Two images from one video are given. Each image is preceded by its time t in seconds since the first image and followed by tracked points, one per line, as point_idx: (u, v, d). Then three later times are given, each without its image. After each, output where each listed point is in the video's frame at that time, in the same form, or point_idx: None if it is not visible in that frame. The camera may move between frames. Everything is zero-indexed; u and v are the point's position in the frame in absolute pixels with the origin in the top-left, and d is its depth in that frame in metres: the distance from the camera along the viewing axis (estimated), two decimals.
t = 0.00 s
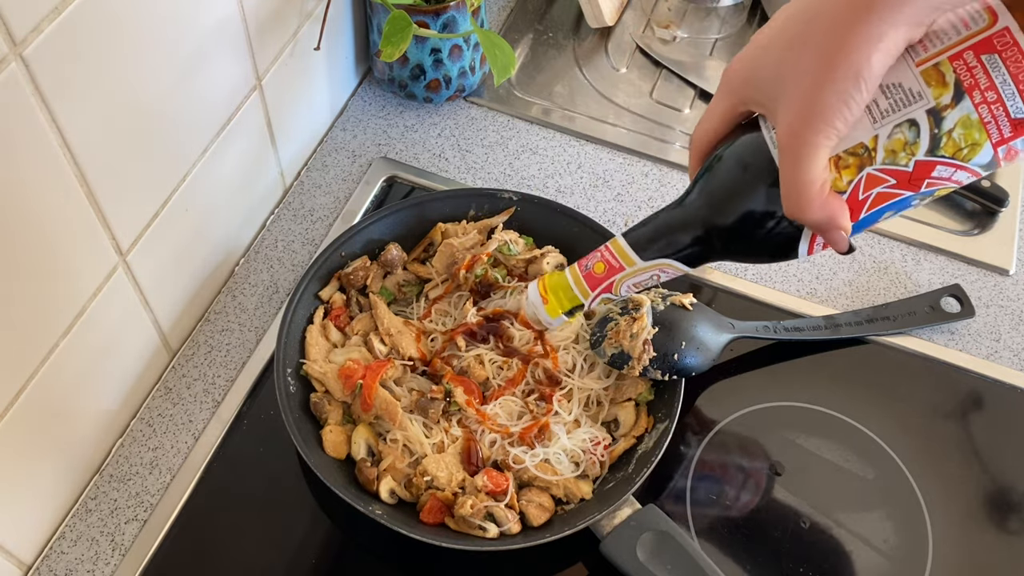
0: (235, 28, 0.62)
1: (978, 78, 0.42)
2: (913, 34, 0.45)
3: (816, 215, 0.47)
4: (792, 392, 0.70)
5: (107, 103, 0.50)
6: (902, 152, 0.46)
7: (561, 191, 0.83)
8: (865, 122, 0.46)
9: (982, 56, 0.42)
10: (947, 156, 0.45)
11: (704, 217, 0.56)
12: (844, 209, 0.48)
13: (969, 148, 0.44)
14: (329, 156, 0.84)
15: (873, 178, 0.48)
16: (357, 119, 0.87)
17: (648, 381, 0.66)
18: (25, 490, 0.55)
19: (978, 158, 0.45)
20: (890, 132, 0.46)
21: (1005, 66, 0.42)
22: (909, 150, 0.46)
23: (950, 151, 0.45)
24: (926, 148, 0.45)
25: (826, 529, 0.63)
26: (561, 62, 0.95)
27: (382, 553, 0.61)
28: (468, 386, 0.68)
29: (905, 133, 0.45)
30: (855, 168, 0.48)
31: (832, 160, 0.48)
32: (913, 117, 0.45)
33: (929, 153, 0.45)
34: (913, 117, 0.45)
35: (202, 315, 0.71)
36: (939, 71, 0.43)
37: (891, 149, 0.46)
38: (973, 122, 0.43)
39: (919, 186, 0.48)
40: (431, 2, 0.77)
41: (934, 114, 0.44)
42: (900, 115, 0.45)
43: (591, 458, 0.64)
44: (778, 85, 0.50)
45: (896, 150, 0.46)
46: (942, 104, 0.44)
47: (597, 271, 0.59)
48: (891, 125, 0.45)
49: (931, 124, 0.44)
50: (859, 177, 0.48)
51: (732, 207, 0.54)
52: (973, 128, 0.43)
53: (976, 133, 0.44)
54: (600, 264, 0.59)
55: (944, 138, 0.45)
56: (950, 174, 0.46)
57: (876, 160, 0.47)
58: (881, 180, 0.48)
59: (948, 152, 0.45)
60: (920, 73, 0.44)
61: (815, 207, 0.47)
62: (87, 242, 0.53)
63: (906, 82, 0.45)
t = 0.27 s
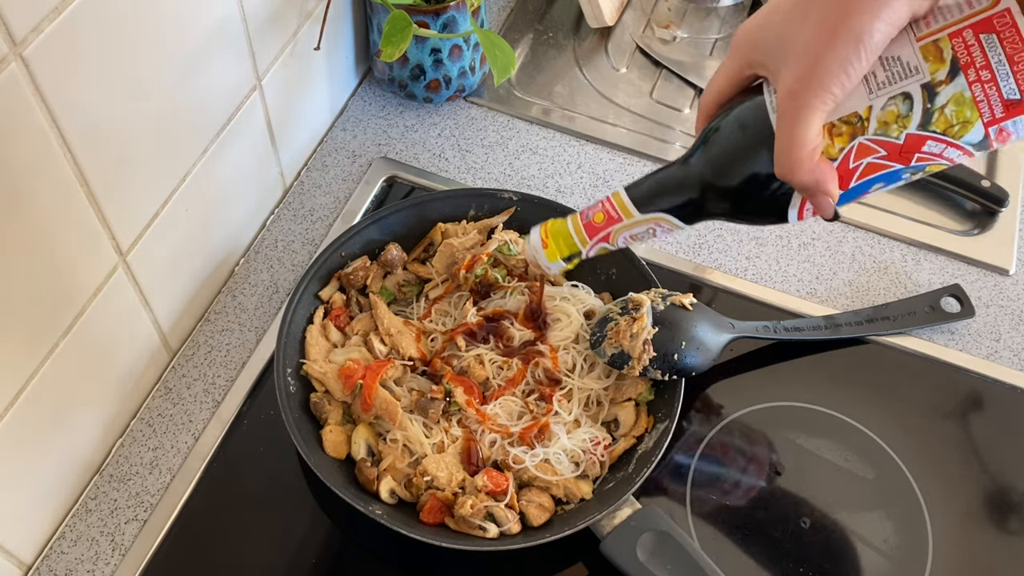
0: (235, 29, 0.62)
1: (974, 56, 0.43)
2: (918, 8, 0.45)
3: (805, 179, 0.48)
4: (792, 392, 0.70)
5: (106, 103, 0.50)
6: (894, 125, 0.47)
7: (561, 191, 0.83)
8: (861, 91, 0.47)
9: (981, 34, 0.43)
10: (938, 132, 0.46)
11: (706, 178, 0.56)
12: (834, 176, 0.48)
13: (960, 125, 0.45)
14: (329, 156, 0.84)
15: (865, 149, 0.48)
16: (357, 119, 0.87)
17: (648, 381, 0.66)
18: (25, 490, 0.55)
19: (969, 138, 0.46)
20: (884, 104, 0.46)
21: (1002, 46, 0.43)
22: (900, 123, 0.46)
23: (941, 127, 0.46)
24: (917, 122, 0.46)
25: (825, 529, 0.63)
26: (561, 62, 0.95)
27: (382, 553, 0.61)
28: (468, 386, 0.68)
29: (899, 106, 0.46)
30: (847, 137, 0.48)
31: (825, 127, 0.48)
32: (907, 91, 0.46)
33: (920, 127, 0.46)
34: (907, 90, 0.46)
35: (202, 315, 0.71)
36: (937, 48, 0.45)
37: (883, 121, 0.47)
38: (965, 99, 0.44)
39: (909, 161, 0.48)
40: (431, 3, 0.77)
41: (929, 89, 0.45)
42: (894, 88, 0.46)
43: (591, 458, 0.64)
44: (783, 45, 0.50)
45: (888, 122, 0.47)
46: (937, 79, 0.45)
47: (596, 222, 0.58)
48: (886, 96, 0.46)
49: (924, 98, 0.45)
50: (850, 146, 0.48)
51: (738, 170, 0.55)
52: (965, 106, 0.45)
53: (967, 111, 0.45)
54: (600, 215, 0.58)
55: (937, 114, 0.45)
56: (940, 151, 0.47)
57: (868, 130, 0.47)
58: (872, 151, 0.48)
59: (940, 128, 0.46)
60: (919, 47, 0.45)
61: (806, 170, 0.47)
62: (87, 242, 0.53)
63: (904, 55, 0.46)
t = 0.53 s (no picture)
0: (235, 28, 0.62)
1: (965, 67, 0.48)
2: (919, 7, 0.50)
3: (790, 146, 0.48)
4: (792, 392, 0.70)
5: (106, 103, 0.50)
6: (880, 117, 0.50)
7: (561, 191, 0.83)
8: (855, 77, 0.49)
9: (974, 49, 0.49)
10: (915, 133, 0.50)
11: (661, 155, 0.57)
12: (813, 155, 0.49)
13: (936, 132, 0.50)
14: (329, 156, 0.84)
15: (846, 134, 0.50)
16: (357, 119, 0.87)
17: (648, 381, 0.66)
18: (25, 490, 0.55)
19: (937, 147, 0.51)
20: (875, 94, 0.49)
21: (991, 63, 0.48)
22: (886, 116, 0.50)
23: (920, 129, 0.50)
24: (901, 119, 0.50)
25: (825, 528, 0.63)
26: (561, 62, 0.95)
27: (382, 554, 0.61)
28: (468, 386, 0.68)
29: (888, 100, 0.49)
30: (834, 118, 0.50)
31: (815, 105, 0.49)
32: (900, 86, 0.49)
33: (903, 124, 0.50)
34: (899, 86, 0.49)
35: (202, 315, 0.71)
36: (932, 53, 0.49)
37: (871, 110, 0.49)
38: (949, 107, 0.49)
39: (880, 158, 0.52)
40: (431, 3, 0.77)
41: (920, 89, 0.49)
42: (888, 80, 0.49)
43: (591, 458, 0.64)
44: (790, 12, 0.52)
45: (875, 113, 0.49)
46: (929, 81, 0.49)
47: (540, 161, 0.54)
48: (878, 87, 0.49)
49: (913, 97, 0.49)
50: (834, 129, 0.50)
51: (677, 155, 0.56)
52: (947, 113, 0.49)
53: (947, 120, 0.49)
54: (547, 154, 0.54)
55: (920, 115, 0.49)
56: (910, 155, 0.51)
57: (855, 115, 0.50)
58: (853, 139, 0.51)
59: (918, 130, 0.50)
60: (914, 49, 0.49)
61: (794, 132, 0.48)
62: (87, 242, 0.53)
63: (900, 53, 0.49)
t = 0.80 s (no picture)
0: (235, 29, 0.62)
1: (962, 112, 0.51)
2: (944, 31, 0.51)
3: (819, 136, 0.46)
4: (792, 392, 0.70)
5: (105, 103, 0.50)
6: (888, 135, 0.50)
7: (561, 191, 0.83)
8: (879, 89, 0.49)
9: (970, 98, 0.51)
10: (904, 164, 0.52)
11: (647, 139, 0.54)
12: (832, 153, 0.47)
13: (920, 169, 0.52)
14: (329, 156, 0.84)
15: (855, 145, 0.50)
16: (357, 119, 0.87)
17: (648, 381, 0.66)
18: (25, 490, 0.55)
19: (913, 184, 0.53)
20: (891, 113, 0.49)
21: (980, 114, 0.51)
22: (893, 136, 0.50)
23: (913, 160, 0.51)
24: (901, 146, 0.51)
25: (825, 528, 0.63)
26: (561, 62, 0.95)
27: (382, 554, 0.61)
28: (469, 386, 0.68)
29: (900, 122, 0.50)
30: (852, 125, 0.49)
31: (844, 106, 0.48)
32: (912, 112, 0.50)
33: (903, 151, 0.51)
34: (911, 112, 0.50)
35: (202, 315, 0.71)
36: (939, 90, 0.50)
37: (883, 128, 0.50)
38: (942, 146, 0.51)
39: (868, 178, 0.52)
40: (431, 3, 0.77)
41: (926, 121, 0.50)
42: (905, 102, 0.49)
43: (591, 458, 0.64)
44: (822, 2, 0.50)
45: (887, 131, 0.50)
46: (933, 115, 0.50)
47: (544, 74, 0.46)
48: (895, 107, 0.49)
49: (920, 125, 0.50)
50: (850, 136, 0.50)
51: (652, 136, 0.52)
52: (937, 152, 0.51)
53: (934, 160, 0.52)
54: (552, 70, 0.46)
55: (918, 148, 0.51)
56: (891, 183, 0.53)
57: (870, 127, 0.50)
58: (859, 152, 0.50)
59: (910, 162, 0.52)
60: (926, 82, 0.50)
61: (824, 123, 0.45)
62: (87, 242, 0.53)
63: (913, 80, 0.50)
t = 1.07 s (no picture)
0: (235, 29, 0.62)
1: (977, 177, 0.51)
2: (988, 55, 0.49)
3: (871, 156, 0.44)
4: (792, 392, 0.70)
5: (105, 103, 0.50)
6: (915, 177, 0.48)
7: (561, 191, 0.83)
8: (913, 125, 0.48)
9: (984, 164, 0.51)
10: (920, 211, 0.50)
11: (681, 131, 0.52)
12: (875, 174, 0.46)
13: (931, 220, 0.50)
14: (329, 156, 0.84)
15: (887, 176, 0.48)
16: (357, 119, 0.87)
17: (648, 381, 0.66)
18: (25, 490, 0.55)
19: (920, 237, 0.51)
20: (923, 155, 0.48)
21: (989, 183, 0.52)
22: (919, 178, 0.49)
23: (928, 210, 0.50)
24: (924, 191, 0.49)
25: (825, 528, 0.63)
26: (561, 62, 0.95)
27: (382, 554, 0.61)
28: (469, 386, 0.68)
29: (928, 166, 0.49)
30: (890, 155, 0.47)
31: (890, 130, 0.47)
32: (938, 160, 0.49)
33: (925, 193, 0.49)
34: (938, 159, 0.49)
35: (202, 315, 0.71)
36: (959, 144, 0.51)
37: (913, 168, 0.48)
38: (955, 202, 0.50)
39: (883, 217, 0.50)
40: (431, 3, 0.77)
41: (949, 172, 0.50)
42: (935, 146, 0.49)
43: (591, 458, 0.64)
44: (882, 2, 0.47)
45: (915, 171, 0.48)
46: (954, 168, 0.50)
47: (613, 9, 0.45)
48: (927, 149, 0.48)
49: (943, 174, 0.49)
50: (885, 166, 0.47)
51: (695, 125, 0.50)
52: (951, 206, 0.50)
53: (944, 215, 0.50)
54: (621, 8, 0.45)
55: (937, 197, 0.50)
56: (901, 228, 0.50)
57: (903, 161, 0.48)
58: (887, 187, 0.48)
59: (926, 211, 0.50)
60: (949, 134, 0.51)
61: (874, 137, 0.43)
62: (87, 242, 0.53)
63: (938, 128, 0.50)
